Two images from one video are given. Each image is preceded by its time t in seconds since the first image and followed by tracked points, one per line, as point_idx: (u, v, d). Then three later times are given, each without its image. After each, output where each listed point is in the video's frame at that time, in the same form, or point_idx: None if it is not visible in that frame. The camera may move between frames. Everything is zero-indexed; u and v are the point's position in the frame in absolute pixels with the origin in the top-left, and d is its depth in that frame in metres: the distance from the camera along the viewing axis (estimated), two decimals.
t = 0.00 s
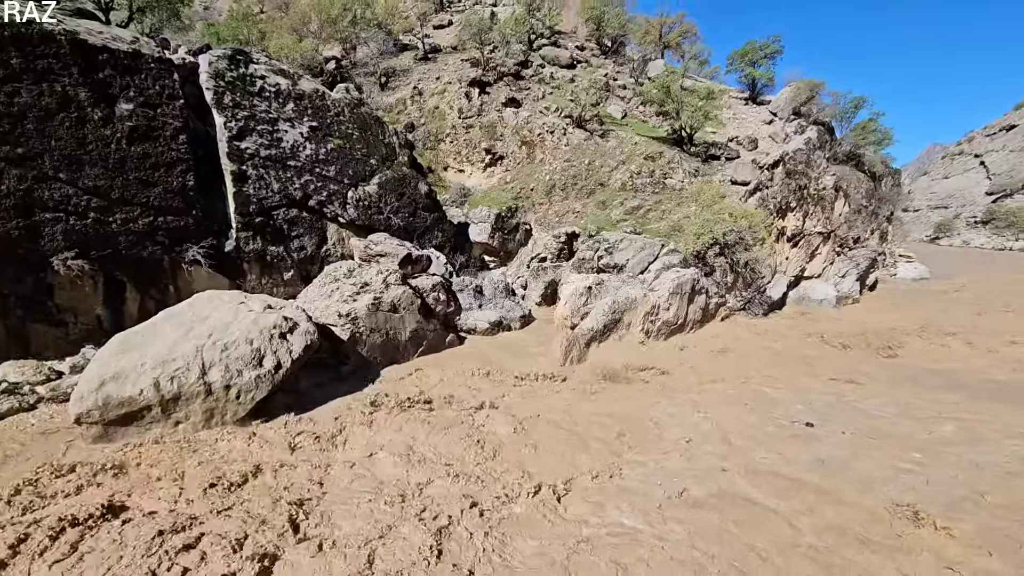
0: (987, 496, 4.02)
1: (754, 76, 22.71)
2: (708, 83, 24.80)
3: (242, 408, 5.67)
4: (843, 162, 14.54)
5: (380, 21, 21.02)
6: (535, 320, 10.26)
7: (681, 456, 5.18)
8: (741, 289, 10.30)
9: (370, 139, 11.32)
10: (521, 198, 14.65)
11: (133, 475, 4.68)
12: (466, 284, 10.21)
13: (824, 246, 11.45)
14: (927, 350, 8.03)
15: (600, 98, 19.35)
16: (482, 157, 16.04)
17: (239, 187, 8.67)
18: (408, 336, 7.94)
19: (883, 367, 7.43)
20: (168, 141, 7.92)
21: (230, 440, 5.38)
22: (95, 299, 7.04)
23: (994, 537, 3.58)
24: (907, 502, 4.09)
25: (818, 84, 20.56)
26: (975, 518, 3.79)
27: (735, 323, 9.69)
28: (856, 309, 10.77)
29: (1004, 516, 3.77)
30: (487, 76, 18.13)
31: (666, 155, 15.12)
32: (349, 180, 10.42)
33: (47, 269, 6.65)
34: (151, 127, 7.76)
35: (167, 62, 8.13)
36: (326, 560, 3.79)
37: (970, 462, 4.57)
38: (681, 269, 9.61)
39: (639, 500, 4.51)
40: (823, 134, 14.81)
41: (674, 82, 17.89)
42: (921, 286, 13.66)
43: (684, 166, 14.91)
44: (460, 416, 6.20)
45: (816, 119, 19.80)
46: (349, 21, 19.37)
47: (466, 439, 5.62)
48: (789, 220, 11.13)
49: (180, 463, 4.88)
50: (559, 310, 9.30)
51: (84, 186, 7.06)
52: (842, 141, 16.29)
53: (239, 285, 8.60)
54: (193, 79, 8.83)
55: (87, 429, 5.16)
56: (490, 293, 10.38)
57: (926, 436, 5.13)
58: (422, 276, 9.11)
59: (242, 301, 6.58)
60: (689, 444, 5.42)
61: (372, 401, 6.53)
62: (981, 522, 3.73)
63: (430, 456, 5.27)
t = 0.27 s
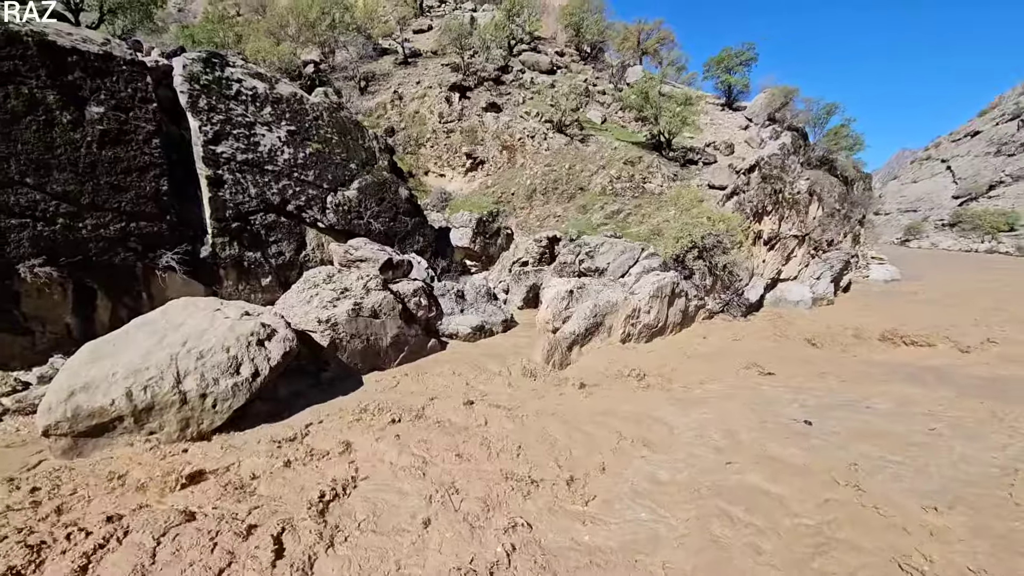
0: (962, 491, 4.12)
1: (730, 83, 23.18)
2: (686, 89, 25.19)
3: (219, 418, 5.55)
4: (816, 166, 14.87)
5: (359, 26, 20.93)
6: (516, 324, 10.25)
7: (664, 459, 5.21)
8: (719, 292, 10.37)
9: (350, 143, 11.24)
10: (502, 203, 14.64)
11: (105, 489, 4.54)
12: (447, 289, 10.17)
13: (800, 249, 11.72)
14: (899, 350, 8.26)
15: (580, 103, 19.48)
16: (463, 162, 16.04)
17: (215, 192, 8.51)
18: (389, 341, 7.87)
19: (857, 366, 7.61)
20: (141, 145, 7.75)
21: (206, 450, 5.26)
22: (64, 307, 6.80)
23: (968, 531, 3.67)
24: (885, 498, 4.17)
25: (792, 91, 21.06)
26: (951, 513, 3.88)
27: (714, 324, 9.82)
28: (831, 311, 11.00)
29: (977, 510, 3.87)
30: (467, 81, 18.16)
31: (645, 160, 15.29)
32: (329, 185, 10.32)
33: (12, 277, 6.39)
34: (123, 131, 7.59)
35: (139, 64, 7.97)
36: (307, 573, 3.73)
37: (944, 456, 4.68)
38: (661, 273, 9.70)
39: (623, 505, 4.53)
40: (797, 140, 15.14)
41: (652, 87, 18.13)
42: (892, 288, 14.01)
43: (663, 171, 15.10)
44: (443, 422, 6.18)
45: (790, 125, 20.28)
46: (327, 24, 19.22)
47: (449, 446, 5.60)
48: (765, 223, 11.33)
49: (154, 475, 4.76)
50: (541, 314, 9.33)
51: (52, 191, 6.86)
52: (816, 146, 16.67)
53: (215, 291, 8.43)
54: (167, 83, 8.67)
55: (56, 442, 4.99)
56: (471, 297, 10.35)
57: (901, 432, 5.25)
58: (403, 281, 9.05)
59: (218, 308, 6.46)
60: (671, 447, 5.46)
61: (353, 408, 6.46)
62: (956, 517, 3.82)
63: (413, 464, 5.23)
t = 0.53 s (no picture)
0: (943, 488, 4.20)
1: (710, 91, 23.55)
2: (667, 96, 25.56)
3: (198, 427, 5.46)
4: (794, 172, 15.19)
5: (341, 31, 20.82)
6: (501, 330, 10.26)
7: (651, 464, 5.22)
8: (701, 296, 10.54)
9: (332, 149, 11.19)
10: (486, 209, 14.64)
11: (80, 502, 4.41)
12: (431, 295, 10.12)
13: (779, 253, 11.96)
14: (877, 352, 8.42)
15: (563, 110, 19.64)
16: (447, 168, 15.99)
17: (194, 198, 8.38)
18: (373, 348, 7.81)
19: (837, 368, 7.74)
20: (117, 150, 7.61)
21: (185, 461, 5.15)
22: (36, 315, 6.58)
23: (951, 528, 3.73)
24: (869, 497, 4.23)
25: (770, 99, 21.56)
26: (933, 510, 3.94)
27: (697, 328, 9.93)
28: (810, 314, 11.21)
29: (958, 507, 3.95)
30: (450, 87, 18.21)
31: (627, 166, 15.46)
32: (311, 191, 10.24)
33: None
34: (99, 136, 7.45)
35: (115, 69, 7.85)
36: None
37: (923, 454, 4.77)
38: (644, 278, 9.78)
39: (612, 512, 4.52)
40: (775, 146, 15.46)
41: (634, 95, 18.37)
42: (869, 291, 14.33)
43: (645, 177, 15.28)
44: (428, 429, 6.13)
45: (768, 132, 20.66)
46: (309, 30, 19.11)
47: (435, 454, 5.55)
48: (746, 228, 11.52)
49: (132, 488, 4.64)
50: (526, 319, 9.35)
51: (24, 197, 6.67)
52: (794, 153, 17.02)
53: (194, 298, 8.29)
54: (144, 87, 8.52)
55: (28, 454, 4.85)
56: (456, 303, 10.31)
57: (882, 432, 5.34)
58: (387, 287, 9.00)
59: (198, 315, 6.36)
60: (658, 452, 5.47)
61: (337, 416, 6.37)
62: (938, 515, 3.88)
63: (398, 473, 5.18)
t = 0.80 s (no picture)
0: (925, 487, 4.27)
1: (690, 100, 23.95)
2: (648, 105, 25.91)
3: (175, 438, 5.35)
4: (773, 180, 15.48)
5: (324, 37, 20.73)
6: (485, 336, 10.22)
7: (638, 471, 5.22)
8: (683, 301, 10.66)
9: (314, 155, 11.12)
10: (470, 215, 14.58)
11: (51, 518, 4.26)
12: (415, 301, 10.05)
13: (759, 259, 12.19)
14: (855, 356, 8.59)
15: (546, 117, 19.77)
16: (431, 174, 15.91)
17: (172, 204, 8.25)
18: (356, 356, 7.73)
19: (817, 372, 7.87)
20: (92, 155, 7.45)
21: (162, 473, 5.03)
22: (7, 324, 6.27)
23: (933, 528, 3.79)
24: (853, 499, 4.28)
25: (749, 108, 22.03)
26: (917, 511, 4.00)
27: (680, 333, 10.04)
28: (789, 318, 11.38)
29: (939, 506, 4.01)
30: (434, 94, 18.24)
31: (610, 173, 15.61)
32: (292, 197, 10.14)
33: None
34: (73, 140, 7.29)
35: (91, 73, 7.71)
36: None
37: (899, 455, 4.88)
38: (627, 283, 9.85)
39: (597, 516, 4.53)
40: (754, 154, 15.75)
41: (616, 103, 18.58)
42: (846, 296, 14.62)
43: (628, 184, 15.45)
44: (413, 438, 6.06)
45: (747, 141, 21.06)
46: (291, 35, 19.00)
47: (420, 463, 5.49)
48: (727, 235, 11.61)
49: (108, 503, 4.49)
50: (509, 325, 9.34)
51: None
52: (772, 160, 17.34)
53: (172, 306, 8.12)
54: (121, 91, 8.37)
55: None
56: (440, 309, 10.26)
57: (862, 433, 5.43)
58: (370, 294, 8.93)
59: (175, 324, 6.24)
60: (644, 458, 5.48)
61: (320, 426, 6.28)
62: (922, 516, 3.94)
63: (382, 483, 5.11)
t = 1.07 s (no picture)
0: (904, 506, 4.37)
1: (670, 109, 24.33)
2: (629, 114, 26.26)
3: (149, 449, 5.20)
4: (751, 189, 15.78)
5: (305, 42, 20.57)
6: (468, 343, 10.18)
7: (623, 484, 5.23)
8: (664, 307, 10.78)
9: (295, 160, 11.01)
10: (452, 222, 14.53)
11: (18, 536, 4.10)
12: (397, 307, 9.95)
13: (737, 266, 12.40)
14: (832, 364, 8.76)
15: (528, 125, 19.88)
16: (413, 180, 15.81)
17: (147, 209, 8.07)
18: (337, 363, 7.63)
19: (795, 381, 8.02)
20: (64, 158, 7.27)
21: (134, 486, 4.88)
22: None
23: (913, 549, 3.88)
24: (835, 517, 4.37)
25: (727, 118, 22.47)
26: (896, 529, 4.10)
27: (661, 340, 10.14)
28: (767, 325, 11.57)
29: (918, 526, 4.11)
30: (416, 100, 18.23)
31: (591, 181, 15.75)
32: (272, 203, 10.01)
33: None
34: (43, 143, 7.09)
35: (64, 74, 7.54)
36: None
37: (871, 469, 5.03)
38: (609, 290, 9.92)
39: (581, 526, 4.56)
40: (732, 163, 16.05)
41: (598, 111, 18.79)
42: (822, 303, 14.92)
43: (609, 192, 15.60)
44: (396, 448, 5.99)
45: (725, 150, 21.45)
46: (271, 39, 18.83)
47: (402, 475, 5.45)
48: (706, 242, 11.86)
49: (77, 518, 4.35)
50: (492, 332, 9.35)
51: None
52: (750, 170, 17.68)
53: (146, 313, 7.91)
54: (94, 94, 8.20)
55: None
56: (422, 316, 10.19)
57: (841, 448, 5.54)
58: (351, 300, 8.82)
59: (149, 332, 6.09)
60: (629, 472, 5.49)
61: (301, 436, 6.19)
62: (902, 534, 4.02)
63: (365, 496, 5.05)
